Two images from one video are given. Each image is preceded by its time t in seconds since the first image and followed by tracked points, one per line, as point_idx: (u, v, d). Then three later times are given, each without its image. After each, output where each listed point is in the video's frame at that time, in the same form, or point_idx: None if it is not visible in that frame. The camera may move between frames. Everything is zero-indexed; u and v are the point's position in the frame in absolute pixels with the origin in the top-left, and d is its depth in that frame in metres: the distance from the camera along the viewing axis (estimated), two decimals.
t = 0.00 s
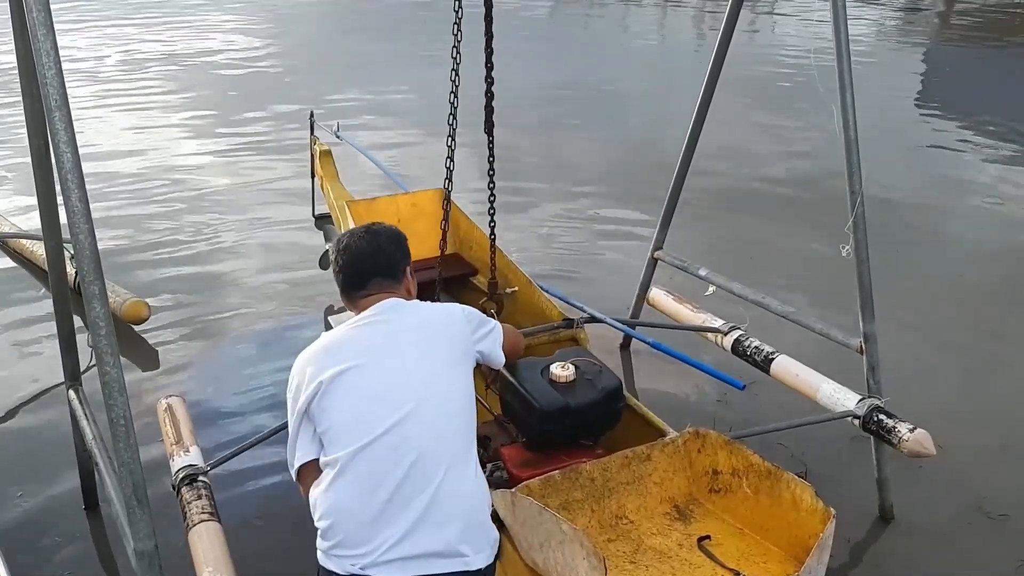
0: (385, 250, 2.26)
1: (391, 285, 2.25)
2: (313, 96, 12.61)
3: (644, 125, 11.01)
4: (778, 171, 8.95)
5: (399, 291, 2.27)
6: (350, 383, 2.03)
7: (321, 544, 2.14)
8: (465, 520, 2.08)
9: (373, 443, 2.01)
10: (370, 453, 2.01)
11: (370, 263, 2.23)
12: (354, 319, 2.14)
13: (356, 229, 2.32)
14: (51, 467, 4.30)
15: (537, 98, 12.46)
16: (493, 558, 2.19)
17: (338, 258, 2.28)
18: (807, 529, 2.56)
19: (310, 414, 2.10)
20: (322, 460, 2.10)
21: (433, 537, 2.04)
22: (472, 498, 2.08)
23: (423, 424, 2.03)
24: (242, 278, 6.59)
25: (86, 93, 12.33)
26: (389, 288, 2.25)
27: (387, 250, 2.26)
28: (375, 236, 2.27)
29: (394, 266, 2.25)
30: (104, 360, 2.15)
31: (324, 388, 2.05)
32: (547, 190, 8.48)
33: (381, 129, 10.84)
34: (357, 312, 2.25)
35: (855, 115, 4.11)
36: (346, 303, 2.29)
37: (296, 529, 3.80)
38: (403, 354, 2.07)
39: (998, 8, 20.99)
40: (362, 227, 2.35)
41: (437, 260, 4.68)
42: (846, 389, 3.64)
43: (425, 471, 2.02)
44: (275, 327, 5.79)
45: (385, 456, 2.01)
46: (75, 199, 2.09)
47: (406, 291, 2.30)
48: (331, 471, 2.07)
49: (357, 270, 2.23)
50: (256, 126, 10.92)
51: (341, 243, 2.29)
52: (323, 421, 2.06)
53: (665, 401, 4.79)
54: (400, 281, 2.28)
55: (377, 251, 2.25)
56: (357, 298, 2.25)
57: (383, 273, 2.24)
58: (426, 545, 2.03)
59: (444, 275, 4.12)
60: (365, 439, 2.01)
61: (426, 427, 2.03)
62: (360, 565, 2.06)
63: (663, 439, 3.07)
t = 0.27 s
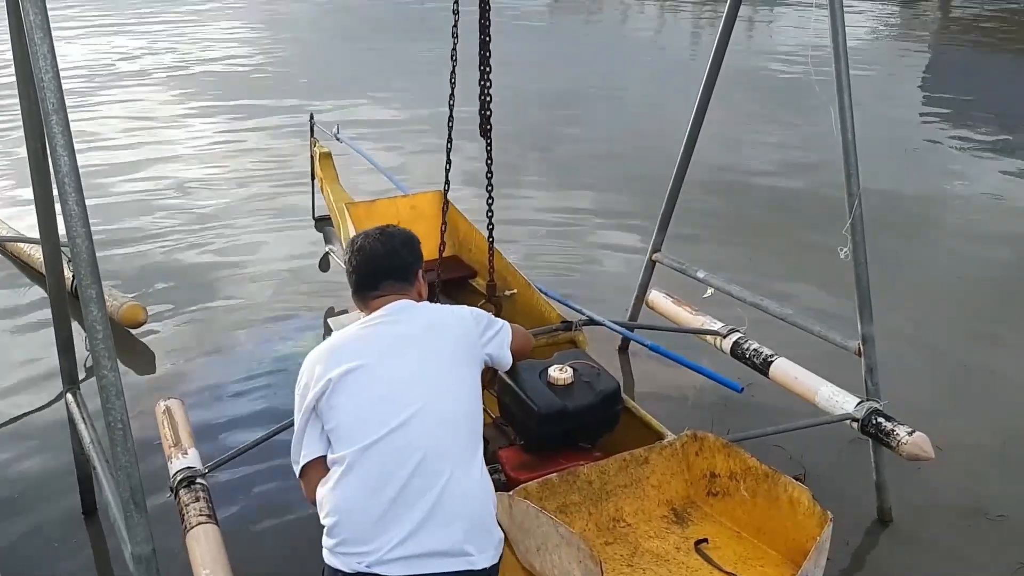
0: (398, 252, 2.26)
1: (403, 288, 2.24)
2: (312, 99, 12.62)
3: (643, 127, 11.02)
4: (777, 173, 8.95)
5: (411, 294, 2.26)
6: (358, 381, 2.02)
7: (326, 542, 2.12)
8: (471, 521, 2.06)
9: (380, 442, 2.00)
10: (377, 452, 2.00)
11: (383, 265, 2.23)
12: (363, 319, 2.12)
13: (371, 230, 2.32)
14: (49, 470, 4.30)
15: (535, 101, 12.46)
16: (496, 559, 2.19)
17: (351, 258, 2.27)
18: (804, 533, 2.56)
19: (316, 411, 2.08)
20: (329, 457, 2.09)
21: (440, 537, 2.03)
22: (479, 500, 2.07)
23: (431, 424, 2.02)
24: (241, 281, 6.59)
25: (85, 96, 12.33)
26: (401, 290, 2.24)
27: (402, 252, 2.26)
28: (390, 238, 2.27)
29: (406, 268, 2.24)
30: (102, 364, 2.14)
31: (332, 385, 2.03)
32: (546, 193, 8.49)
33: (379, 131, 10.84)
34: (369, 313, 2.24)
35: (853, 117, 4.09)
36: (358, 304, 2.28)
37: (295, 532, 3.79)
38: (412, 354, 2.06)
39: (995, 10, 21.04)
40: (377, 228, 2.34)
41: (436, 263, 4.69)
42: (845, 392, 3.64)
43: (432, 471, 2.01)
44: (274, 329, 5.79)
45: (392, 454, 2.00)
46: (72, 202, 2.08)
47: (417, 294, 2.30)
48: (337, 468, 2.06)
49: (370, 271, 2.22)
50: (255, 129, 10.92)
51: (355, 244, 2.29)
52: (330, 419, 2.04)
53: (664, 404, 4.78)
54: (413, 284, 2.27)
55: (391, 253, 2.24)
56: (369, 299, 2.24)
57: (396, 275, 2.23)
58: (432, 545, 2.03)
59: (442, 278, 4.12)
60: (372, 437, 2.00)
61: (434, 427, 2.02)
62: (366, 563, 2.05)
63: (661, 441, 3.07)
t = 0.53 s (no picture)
0: (415, 255, 2.27)
1: (418, 290, 2.26)
2: (310, 102, 12.63)
3: (643, 129, 11.02)
4: (776, 175, 8.96)
5: (425, 296, 2.28)
6: (370, 378, 2.03)
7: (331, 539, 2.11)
8: (478, 522, 2.06)
9: (390, 438, 2.00)
10: (387, 448, 2.00)
11: (399, 266, 2.24)
12: (376, 318, 2.14)
13: (388, 231, 2.32)
14: (48, 474, 4.30)
15: (535, 103, 12.46)
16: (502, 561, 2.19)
17: (368, 259, 2.28)
18: (802, 535, 2.56)
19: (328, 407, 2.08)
20: (338, 454, 2.08)
21: (446, 535, 2.02)
22: (486, 500, 2.07)
23: (441, 422, 2.03)
24: (240, 284, 6.59)
25: (84, 100, 12.34)
26: (416, 292, 2.25)
27: (418, 255, 2.27)
28: (408, 241, 2.28)
29: (422, 270, 2.26)
30: (101, 369, 2.14)
31: (344, 381, 2.03)
32: (545, 194, 8.49)
33: (379, 134, 10.84)
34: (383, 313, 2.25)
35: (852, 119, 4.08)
36: (372, 303, 2.29)
37: (294, 534, 3.79)
38: (424, 353, 2.07)
39: (993, 10, 21.06)
40: (393, 229, 2.35)
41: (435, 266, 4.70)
42: (843, 394, 3.64)
43: (441, 468, 2.01)
44: (272, 333, 5.78)
45: (402, 451, 2.00)
46: (71, 208, 2.08)
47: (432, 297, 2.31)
48: (346, 464, 2.05)
49: (386, 272, 2.23)
50: (254, 133, 10.93)
51: (372, 244, 2.29)
52: (341, 415, 2.04)
53: (663, 406, 4.78)
54: (427, 287, 2.29)
55: (408, 255, 2.25)
56: (384, 299, 2.25)
57: (412, 276, 2.24)
58: (439, 543, 2.01)
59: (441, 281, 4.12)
60: (382, 433, 2.00)
61: (444, 426, 2.03)
62: (372, 561, 2.03)
63: (659, 444, 3.07)
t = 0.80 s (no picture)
0: (427, 254, 2.31)
1: (430, 289, 2.29)
2: (308, 105, 12.63)
3: (641, 131, 11.01)
4: (774, 176, 8.96)
5: (436, 296, 2.31)
6: (380, 374, 2.05)
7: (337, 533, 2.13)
8: (483, 519, 2.09)
9: (398, 435, 2.03)
10: (395, 445, 2.03)
11: (412, 265, 2.27)
12: (385, 315, 2.16)
13: (401, 231, 2.36)
14: (47, 478, 4.29)
15: (533, 106, 12.46)
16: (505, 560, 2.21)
17: (381, 257, 2.31)
18: (801, 535, 2.56)
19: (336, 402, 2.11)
20: (345, 449, 2.11)
21: (451, 532, 2.05)
22: (491, 498, 2.10)
23: (449, 421, 2.05)
24: (238, 287, 6.59)
25: (82, 104, 12.33)
26: (427, 291, 2.28)
27: (431, 255, 2.31)
28: (421, 241, 2.32)
29: (434, 271, 2.29)
30: (101, 372, 2.14)
31: (353, 377, 2.06)
32: (543, 197, 8.49)
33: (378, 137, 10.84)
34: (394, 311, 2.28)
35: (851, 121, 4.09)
36: (382, 300, 2.32)
37: (294, 537, 3.79)
38: (434, 351, 2.09)
39: (990, 11, 21.07)
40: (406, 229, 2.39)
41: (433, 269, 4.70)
42: (842, 395, 3.64)
43: (447, 467, 2.04)
44: (272, 335, 5.78)
45: (411, 447, 2.03)
46: (70, 211, 2.09)
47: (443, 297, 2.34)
48: (354, 459, 2.08)
49: (399, 269, 2.26)
50: (252, 136, 10.93)
51: (385, 243, 2.33)
52: (350, 410, 2.07)
53: (662, 408, 4.78)
54: (439, 287, 2.32)
55: (421, 255, 2.29)
56: (395, 297, 2.28)
57: (424, 276, 2.28)
58: (444, 540, 2.04)
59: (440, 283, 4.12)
60: (391, 430, 2.03)
61: (451, 424, 2.05)
62: (378, 555, 2.06)
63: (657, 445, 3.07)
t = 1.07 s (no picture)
0: (437, 251, 2.35)
1: (438, 285, 2.33)
2: (306, 107, 12.63)
3: (639, 133, 11.01)
4: (771, 177, 8.97)
5: (444, 292, 2.35)
6: (386, 371, 2.10)
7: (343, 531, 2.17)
8: (489, 519, 2.11)
9: (402, 432, 2.06)
10: (399, 442, 2.07)
11: (419, 262, 2.31)
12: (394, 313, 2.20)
13: (409, 227, 2.40)
14: (44, 478, 4.29)
15: (531, 107, 12.45)
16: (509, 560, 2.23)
17: (389, 253, 2.35)
18: (799, 534, 2.56)
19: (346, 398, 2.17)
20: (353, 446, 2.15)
21: (457, 530, 2.08)
22: (497, 497, 2.12)
23: (453, 420, 2.08)
24: (236, 287, 6.59)
25: (80, 105, 12.33)
26: (435, 288, 2.32)
27: (439, 252, 2.35)
28: (428, 237, 2.36)
29: (442, 267, 2.33)
30: (99, 374, 2.14)
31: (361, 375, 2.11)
32: (541, 197, 8.50)
33: (376, 138, 10.84)
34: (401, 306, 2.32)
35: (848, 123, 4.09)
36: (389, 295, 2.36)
37: (292, 536, 3.79)
38: (440, 350, 2.12)
39: (988, 13, 21.10)
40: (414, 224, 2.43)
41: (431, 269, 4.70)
42: (837, 400, 3.65)
43: (452, 465, 2.07)
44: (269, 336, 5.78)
45: (414, 445, 2.06)
46: (69, 212, 2.09)
47: (450, 293, 2.38)
48: (361, 455, 2.13)
49: (406, 265, 2.31)
50: (250, 137, 10.92)
51: (393, 238, 2.37)
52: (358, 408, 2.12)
53: (660, 408, 4.78)
54: (447, 283, 2.36)
55: (428, 251, 2.33)
56: (402, 293, 2.32)
57: (432, 272, 2.32)
58: (450, 538, 2.07)
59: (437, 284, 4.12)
60: (397, 428, 2.07)
61: (457, 422, 2.08)
62: (384, 553, 2.10)
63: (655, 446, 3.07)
